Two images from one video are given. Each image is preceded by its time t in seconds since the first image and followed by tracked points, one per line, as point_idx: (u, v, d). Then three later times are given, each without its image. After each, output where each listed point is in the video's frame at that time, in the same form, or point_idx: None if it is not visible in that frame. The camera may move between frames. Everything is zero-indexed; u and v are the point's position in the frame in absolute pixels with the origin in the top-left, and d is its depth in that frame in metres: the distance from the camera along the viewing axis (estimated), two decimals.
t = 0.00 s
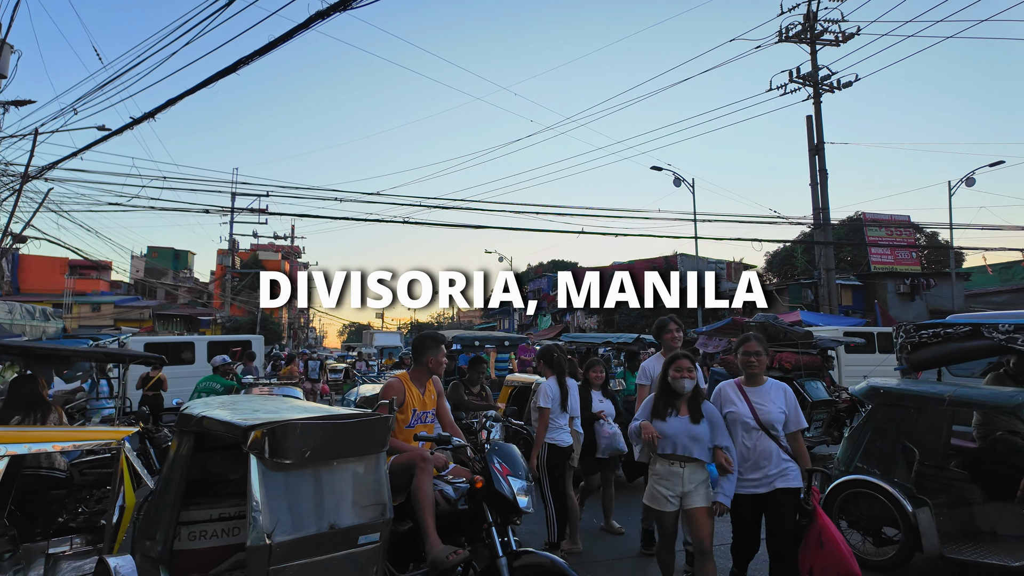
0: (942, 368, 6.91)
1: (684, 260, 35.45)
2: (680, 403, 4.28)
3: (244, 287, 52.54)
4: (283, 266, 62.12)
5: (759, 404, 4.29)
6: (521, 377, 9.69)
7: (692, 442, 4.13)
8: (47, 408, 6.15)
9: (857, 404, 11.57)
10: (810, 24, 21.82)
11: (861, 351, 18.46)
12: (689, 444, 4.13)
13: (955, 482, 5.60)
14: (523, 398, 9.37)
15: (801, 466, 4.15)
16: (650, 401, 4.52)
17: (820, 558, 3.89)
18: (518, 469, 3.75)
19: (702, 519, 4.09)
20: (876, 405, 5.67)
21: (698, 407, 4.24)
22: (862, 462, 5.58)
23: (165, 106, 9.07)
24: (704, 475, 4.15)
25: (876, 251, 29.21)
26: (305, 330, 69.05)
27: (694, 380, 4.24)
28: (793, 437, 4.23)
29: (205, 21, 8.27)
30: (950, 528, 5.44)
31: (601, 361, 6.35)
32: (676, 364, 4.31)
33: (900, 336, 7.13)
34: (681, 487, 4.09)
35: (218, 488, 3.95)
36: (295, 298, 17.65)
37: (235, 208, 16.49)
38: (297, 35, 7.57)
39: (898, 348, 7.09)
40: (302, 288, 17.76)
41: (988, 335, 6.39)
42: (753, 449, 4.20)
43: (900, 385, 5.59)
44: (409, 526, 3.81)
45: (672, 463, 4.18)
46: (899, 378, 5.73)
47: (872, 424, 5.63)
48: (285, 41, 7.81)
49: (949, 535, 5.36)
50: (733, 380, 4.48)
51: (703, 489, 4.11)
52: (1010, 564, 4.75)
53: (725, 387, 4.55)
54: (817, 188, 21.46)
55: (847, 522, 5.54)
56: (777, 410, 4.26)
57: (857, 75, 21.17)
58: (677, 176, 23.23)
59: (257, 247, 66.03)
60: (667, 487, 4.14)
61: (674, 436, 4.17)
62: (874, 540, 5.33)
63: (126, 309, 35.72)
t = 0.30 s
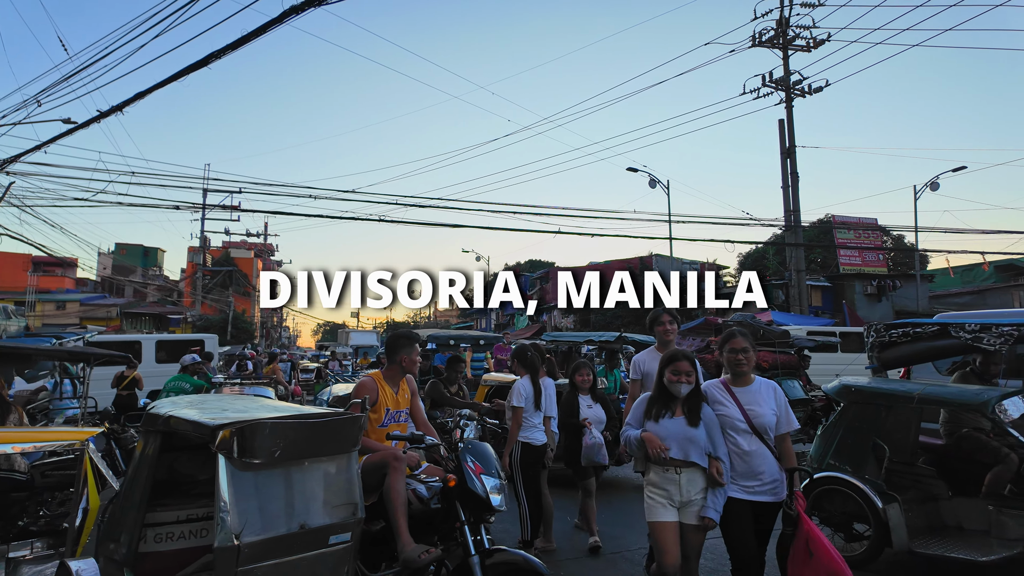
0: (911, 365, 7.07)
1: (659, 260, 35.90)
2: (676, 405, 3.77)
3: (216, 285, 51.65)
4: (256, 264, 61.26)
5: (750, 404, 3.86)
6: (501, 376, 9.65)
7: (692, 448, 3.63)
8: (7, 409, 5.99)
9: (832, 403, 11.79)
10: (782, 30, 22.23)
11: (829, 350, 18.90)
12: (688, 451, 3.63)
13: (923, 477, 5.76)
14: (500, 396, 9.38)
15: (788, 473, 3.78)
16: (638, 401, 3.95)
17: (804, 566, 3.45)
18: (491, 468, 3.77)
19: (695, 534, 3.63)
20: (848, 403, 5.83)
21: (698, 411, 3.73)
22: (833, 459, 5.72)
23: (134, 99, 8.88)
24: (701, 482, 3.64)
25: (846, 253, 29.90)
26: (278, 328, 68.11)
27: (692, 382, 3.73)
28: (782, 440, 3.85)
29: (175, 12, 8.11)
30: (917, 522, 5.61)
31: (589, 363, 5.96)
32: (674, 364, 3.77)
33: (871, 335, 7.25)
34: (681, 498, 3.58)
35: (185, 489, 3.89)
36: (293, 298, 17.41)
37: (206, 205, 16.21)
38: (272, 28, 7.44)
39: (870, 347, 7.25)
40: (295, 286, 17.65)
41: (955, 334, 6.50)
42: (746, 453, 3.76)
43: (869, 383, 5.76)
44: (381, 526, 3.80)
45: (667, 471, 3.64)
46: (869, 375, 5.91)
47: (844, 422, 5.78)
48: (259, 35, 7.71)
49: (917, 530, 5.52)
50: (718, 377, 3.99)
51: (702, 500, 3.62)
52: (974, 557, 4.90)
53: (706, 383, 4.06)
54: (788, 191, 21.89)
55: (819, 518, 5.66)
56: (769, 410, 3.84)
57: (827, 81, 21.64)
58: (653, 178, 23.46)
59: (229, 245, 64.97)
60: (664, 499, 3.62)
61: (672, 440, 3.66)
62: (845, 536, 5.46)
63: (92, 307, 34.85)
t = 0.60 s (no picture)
0: (877, 366, 7.24)
1: (634, 261, 36.25)
2: (663, 415, 3.38)
3: (184, 284, 50.57)
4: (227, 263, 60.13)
5: (741, 411, 3.51)
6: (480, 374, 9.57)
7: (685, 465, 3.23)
8: None
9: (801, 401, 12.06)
10: (755, 35, 22.63)
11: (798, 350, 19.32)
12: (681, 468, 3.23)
13: (888, 475, 5.86)
14: (476, 395, 9.37)
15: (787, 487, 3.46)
16: (620, 411, 3.53)
17: None
18: (464, 467, 3.76)
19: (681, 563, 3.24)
20: (817, 401, 5.92)
21: (690, 422, 3.35)
22: (803, 457, 5.81)
23: (98, 92, 8.66)
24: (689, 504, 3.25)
25: (814, 255, 30.57)
26: (249, 328, 66.95)
27: (681, 390, 3.37)
28: (775, 448, 3.53)
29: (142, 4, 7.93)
30: (883, 518, 5.66)
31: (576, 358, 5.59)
32: (662, 370, 3.38)
33: (840, 335, 7.40)
34: (667, 522, 3.19)
35: (151, 490, 3.80)
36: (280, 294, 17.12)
37: (175, 201, 15.90)
38: (244, 22, 7.30)
39: (839, 348, 7.38)
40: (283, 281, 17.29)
41: (920, 333, 6.77)
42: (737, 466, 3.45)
43: (838, 382, 5.86)
44: (352, 526, 3.77)
45: (654, 492, 3.24)
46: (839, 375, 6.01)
47: (813, 420, 5.90)
48: (230, 29, 7.58)
49: (882, 526, 5.61)
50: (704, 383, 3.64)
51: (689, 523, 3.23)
52: (937, 551, 5.04)
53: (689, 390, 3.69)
54: (759, 194, 22.31)
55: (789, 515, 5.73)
56: (761, 417, 3.50)
57: (798, 86, 22.10)
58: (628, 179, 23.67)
59: (199, 243, 63.68)
60: (649, 524, 3.21)
61: (659, 457, 3.24)
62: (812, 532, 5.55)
63: (55, 305, 33.83)
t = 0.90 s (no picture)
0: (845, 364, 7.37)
1: (609, 261, 36.54)
2: (648, 418, 3.00)
3: (153, 281, 49.41)
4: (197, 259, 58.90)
5: (734, 410, 3.20)
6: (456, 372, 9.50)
7: (669, 475, 2.89)
8: None
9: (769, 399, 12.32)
10: (728, 39, 22.97)
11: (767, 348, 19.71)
12: (664, 477, 2.89)
13: (853, 470, 5.98)
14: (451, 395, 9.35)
15: (779, 490, 3.24)
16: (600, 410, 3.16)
17: None
18: (436, 465, 3.74)
19: None
20: (785, 398, 6.03)
21: (678, 426, 2.99)
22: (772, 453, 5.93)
23: (61, 83, 8.41)
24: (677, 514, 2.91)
25: (784, 255, 31.20)
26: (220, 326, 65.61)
27: (665, 391, 2.98)
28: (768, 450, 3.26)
29: None
30: (848, 512, 5.82)
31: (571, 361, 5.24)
32: (646, 369, 2.99)
33: (807, 333, 7.58)
34: (651, 535, 2.85)
35: (114, 490, 3.72)
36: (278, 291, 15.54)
37: (143, 196, 15.56)
38: (214, 15, 7.18)
39: (806, 345, 7.56)
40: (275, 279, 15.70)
41: (883, 332, 6.90)
42: (732, 469, 3.14)
43: (806, 379, 5.96)
44: (322, 526, 3.73)
45: (634, 503, 2.91)
46: (807, 372, 6.11)
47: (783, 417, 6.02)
48: (200, 21, 7.42)
49: (847, 519, 5.75)
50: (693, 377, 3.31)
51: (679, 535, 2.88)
52: (898, 543, 5.19)
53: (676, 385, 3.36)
54: (731, 196, 22.67)
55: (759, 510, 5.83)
56: (755, 416, 3.21)
57: (770, 90, 22.50)
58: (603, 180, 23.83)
59: (169, 239, 62.27)
60: (628, 537, 2.90)
61: (641, 464, 2.90)
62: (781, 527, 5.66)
63: (15, 302, 32.73)
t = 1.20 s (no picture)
0: (808, 360, 7.55)
1: (581, 260, 36.81)
2: (639, 423, 2.60)
3: (114, 278, 48.01)
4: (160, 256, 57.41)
5: (748, 418, 2.84)
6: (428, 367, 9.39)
7: (668, 489, 2.51)
8: None
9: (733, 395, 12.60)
10: (698, 42, 23.29)
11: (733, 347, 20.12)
12: (664, 491, 2.50)
13: (813, 463, 6.10)
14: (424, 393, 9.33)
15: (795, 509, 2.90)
16: (582, 416, 2.71)
17: None
18: (402, 460, 3.71)
19: None
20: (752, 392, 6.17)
21: (672, 430, 2.62)
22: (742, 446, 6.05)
23: (15, 70, 8.11)
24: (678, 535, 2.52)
25: (751, 256, 31.87)
26: (183, 324, 64.01)
27: (658, 391, 2.56)
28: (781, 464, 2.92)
29: None
30: (805, 504, 5.93)
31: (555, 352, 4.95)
32: (637, 367, 2.57)
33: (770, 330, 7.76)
34: (652, 563, 2.44)
35: (68, 489, 3.50)
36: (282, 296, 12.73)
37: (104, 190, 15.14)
38: (179, 4, 7.00)
39: (769, 342, 7.75)
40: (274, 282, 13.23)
41: (843, 329, 7.10)
42: (748, 486, 2.77)
43: (770, 374, 6.12)
44: (285, 523, 3.68)
45: (631, 526, 2.48)
46: (771, 367, 6.27)
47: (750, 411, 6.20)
48: (163, 10, 7.23)
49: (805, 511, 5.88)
50: (701, 380, 2.94)
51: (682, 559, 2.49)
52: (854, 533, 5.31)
53: (680, 388, 2.96)
54: (700, 197, 23.02)
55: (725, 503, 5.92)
56: (771, 426, 2.86)
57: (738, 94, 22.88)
58: (575, 180, 23.96)
59: (131, 234, 60.58)
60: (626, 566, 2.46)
61: (638, 480, 2.50)
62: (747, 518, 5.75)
63: None
